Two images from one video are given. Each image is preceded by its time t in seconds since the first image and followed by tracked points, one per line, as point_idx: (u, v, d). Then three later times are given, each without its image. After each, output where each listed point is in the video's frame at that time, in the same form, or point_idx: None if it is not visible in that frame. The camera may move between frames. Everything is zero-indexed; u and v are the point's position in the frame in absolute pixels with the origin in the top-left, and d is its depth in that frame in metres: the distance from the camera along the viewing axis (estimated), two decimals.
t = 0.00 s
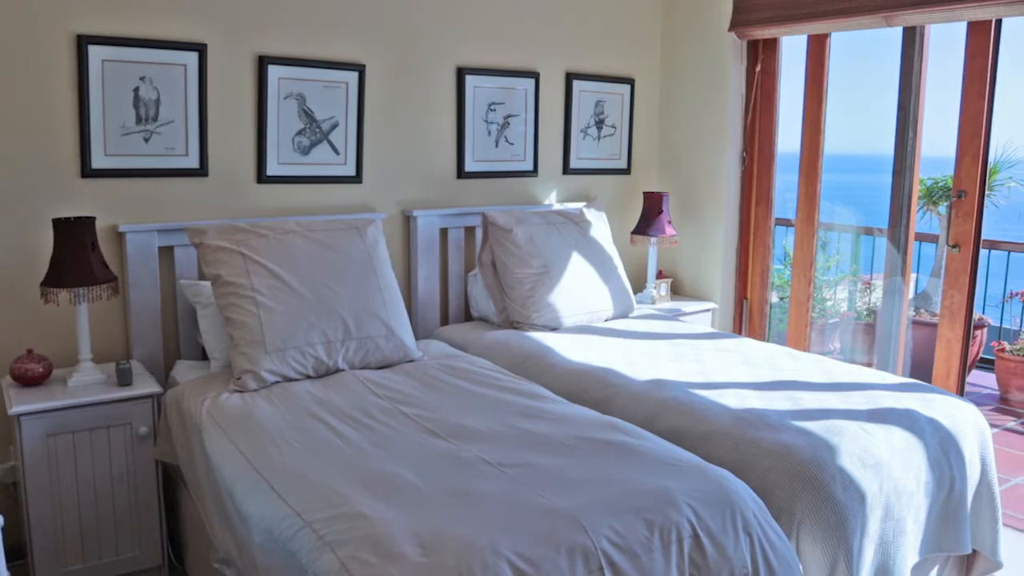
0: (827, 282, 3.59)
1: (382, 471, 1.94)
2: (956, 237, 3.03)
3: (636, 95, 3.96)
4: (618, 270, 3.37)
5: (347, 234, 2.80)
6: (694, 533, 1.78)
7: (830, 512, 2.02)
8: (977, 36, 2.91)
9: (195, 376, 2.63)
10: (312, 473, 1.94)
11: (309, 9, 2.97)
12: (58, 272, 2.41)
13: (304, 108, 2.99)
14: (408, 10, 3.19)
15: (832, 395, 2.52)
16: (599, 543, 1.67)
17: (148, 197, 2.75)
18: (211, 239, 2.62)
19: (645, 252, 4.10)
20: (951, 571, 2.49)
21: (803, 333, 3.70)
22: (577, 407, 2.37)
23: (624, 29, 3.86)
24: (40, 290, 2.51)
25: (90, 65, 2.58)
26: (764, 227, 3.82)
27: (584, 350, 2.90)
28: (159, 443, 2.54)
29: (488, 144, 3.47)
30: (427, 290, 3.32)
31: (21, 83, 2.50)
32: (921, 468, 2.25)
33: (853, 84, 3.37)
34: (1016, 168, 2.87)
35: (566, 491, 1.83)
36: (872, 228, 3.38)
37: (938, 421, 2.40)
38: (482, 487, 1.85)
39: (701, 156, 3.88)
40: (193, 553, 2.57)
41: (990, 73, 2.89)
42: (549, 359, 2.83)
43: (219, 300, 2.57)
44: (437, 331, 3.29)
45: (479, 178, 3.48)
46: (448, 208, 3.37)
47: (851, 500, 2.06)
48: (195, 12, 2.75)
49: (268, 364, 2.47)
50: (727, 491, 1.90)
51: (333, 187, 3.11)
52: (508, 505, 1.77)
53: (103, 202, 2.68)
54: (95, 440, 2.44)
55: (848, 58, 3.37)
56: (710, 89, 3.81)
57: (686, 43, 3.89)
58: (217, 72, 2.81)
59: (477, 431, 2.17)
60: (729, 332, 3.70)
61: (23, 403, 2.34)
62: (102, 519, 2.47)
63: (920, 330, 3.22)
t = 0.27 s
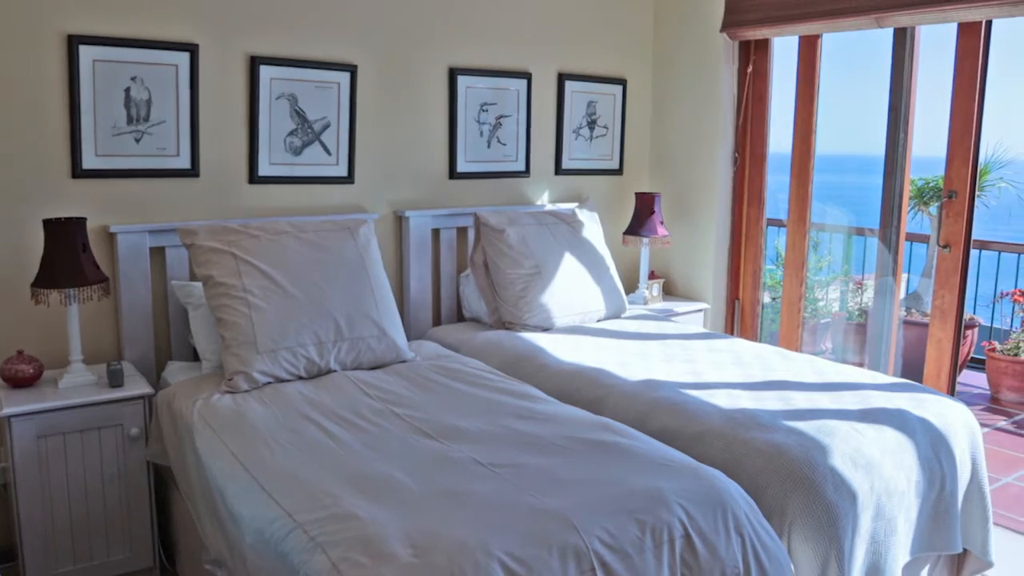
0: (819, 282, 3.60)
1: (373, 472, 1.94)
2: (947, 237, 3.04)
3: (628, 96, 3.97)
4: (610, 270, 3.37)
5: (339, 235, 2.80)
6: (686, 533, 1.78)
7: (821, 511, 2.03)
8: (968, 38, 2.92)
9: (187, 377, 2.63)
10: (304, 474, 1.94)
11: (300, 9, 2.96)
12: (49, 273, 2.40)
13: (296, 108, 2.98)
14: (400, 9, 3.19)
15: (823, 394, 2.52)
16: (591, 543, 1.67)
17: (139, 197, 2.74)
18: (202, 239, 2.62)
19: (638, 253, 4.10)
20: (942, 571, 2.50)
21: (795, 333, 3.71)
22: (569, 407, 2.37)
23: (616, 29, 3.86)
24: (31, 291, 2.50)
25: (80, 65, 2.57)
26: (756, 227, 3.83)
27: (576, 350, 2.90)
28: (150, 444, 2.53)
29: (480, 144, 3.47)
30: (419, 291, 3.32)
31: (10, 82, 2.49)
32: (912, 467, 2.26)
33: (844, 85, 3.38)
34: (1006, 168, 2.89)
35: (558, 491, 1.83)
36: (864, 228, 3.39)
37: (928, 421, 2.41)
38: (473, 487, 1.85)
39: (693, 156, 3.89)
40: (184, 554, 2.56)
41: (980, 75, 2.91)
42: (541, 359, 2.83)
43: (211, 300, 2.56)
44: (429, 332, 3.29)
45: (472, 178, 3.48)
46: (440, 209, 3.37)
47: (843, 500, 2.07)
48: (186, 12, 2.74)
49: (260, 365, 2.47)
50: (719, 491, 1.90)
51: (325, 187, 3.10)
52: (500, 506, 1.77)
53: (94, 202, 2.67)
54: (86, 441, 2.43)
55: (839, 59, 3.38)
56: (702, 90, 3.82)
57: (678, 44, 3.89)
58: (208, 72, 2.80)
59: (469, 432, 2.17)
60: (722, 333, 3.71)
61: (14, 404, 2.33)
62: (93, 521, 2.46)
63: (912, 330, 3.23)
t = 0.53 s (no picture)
0: (810, 282, 3.61)
1: (365, 473, 1.93)
2: (938, 237, 3.04)
3: (621, 96, 3.97)
4: (602, 270, 3.38)
5: (331, 235, 2.80)
6: (678, 533, 1.79)
7: (813, 512, 2.03)
8: (958, 39, 2.93)
9: (178, 378, 2.62)
10: (295, 475, 1.94)
11: (292, 9, 2.96)
12: (39, 274, 2.40)
13: (288, 108, 2.98)
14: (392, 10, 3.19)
15: (814, 395, 2.53)
16: (582, 543, 1.67)
17: (130, 198, 2.73)
18: (194, 240, 2.61)
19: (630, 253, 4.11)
20: (933, 570, 2.51)
21: (787, 334, 3.72)
22: (561, 408, 2.37)
23: (608, 30, 3.87)
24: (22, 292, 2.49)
25: (71, 65, 2.56)
26: (748, 227, 3.84)
27: (569, 351, 2.90)
28: (142, 446, 2.52)
29: (472, 144, 3.47)
30: (411, 291, 3.32)
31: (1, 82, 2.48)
32: (902, 467, 2.27)
33: (836, 86, 3.39)
34: (997, 169, 2.89)
35: (549, 492, 1.84)
36: (855, 229, 3.39)
37: (919, 421, 2.42)
38: (464, 488, 1.85)
39: (685, 157, 3.90)
40: (175, 556, 2.55)
41: (970, 77, 2.92)
42: (533, 359, 2.83)
43: (202, 301, 2.55)
44: (421, 332, 3.29)
45: (464, 178, 3.48)
46: (432, 209, 3.37)
47: (834, 500, 2.07)
48: (177, 12, 2.73)
49: (252, 366, 2.47)
50: (710, 491, 1.90)
51: (317, 188, 3.10)
52: (491, 507, 1.77)
53: (85, 203, 2.66)
54: (77, 443, 2.42)
55: (831, 60, 3.39)
56: (693, 91, 3.82)
57: (671, 44, 3.90)
58: (200, 72, 2.80)
59: (461, 433, 2.17)
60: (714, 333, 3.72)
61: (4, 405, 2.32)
62: (84, 523, 2.45)
63: (903, 330, 3.24)
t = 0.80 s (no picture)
0: (801, 283, 3.62)
1: (355, 474, 1.93)
2: (927, 237, 3.07)
3: (611, 97, 3.98)
4: (593, 271, 3.38)
5: (322, 237, 2.79)
6: (668, 533, 1.79)
7: (803, 511, 2.04)
8: (946, 39, 2.95)
9: (168, 379, 2.61)
10: (286, 477, 1.93)
11: (282, 10, 2.95)
12: (28, 276, 2.38)
13: (278, 110, 2.97)
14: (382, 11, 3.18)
15: (804, 395, 2.54)
16: (572, 544, 1.68)
17: (120, 199, 2.72)
18: (183, 242, 2.60)
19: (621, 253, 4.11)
20: (922, 569, 2.52)
21: (778, 334, 3.73)
22: (552, 409, 2.37)
23: (599, 31, 3.87)
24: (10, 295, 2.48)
25: (60, 66, 2.55)
26: (738, 228, 3.85)
27: (560, 351, 2.90)
28: (132, 448, 2.51)
29: (463, 145, 3.47)
30: (402, 292, 3.32)
31: None
32: (892, 466, 2.28)
33: (825, 87, 3.40)
34: (985, 169, 2.91)
35: (540, 493, 1.84)
36: (845, 229, 3.40)
37: (908, 420, 2.42)
38: (454, 489, 1.85)
39: (675, 157, 3.90)
40: (165, 558, 2.55)
41: (959, 79, 2.94)
42: (524, 360, 2.83)
43: (192, 302, 2.55)
44: (412, 334, 3.28)
45: (455, 179, 3.48)
46: (423, 210, 3.36)
47: (824, 500, 2.08)
48: (167, 13, 2.72)
49: (242, 368, 2.46)
50: (701, 491, 1.91)
51: (307, 189, 3.10)
52: (481, 507, 1.77)
53: (74, 205, 2.65)
54: (67, 446, 2.42)
55: (820, 61, 3.40)
56: (683, 92, 3.83)
57: (661, 45, 3.91)
58: (189, 73, 2.79)
59: (450, 434, 2.17)
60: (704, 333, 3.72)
61: None
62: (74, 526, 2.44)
63: (893, 330, 3.25)
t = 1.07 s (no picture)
0: (792, 283, 3.62)
1: (346, 476, 1.93)
2: (916, 238, 3.08)
3: (602, 98, 3.98)
4: (584, 272, 3.39)
5: (312, 238, 2.78)
6: (658, 533, 1.79)
7: (793, 511, 2.05)
8: (935, 39, 2.96)
9: (159, 381, 2.61)
10: (276, 479, 1.93)
11: (272, 11, 2.95)
12: (17, 277, 2.38)
13: (268, 111, 2.97)
14: (373, 12, 3.18)
15: (795, 395, 2.54)
16: (563, 545, 1.68)
17: (109, 201, 2.72)
18: (173, 243, 2.59)
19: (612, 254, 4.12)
20: (912, 568, 2.53)
21: (768, 334, 3.73)
22: (542, 410, 2.38)
23: (589, 32, 3.88)
24: None
25: (49, 67, 2.54)
26: (729, 228, 3.86)
27: (551, 352, 2.91)
28: (122, 450, 2.51)
29: (454, 146, 3.47)
30: (393, 293, 3.31)
31: None
32: (882, 465, 2.28)
33: (815, 87, 3.41)
34: (975, 169, 2.92)
35: (530, 494, 1.84)
36: (836, 230, 3.41)
37: (898, 420, 2.43)
38: (444, 490, 1.85)
39: (666, 157, 3.91)
40: (156, 560, 2.54)
41: (949, 80, 2.95)
42: (515, 361, 2.83)
43: (182, 304, 2.54)
44: (403, 335, 3.28)
45: (446, 180, 3.48)
46: (414, 211, 3.36)
47: (814, 499, 2.09)
48: (156, 13, 2.72)
49: (232, 369, 2.45)
50: (691, 492, 1.91)
51: (298, 190, 3.09)
52: (472, 508, 1.77)
53: (63, 206, 2.64)
54: (57, 448, 2.41)
55: (810, 62, 3.41)
56: (675, 93, 3.84)
57: (652, 46, 3.92)
58: (179, 74, 2.78)
59: (441, 435, 2.17)
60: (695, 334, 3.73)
61: None
62: (63, 528, 2.43)
63: (883, 330, 3.26)
